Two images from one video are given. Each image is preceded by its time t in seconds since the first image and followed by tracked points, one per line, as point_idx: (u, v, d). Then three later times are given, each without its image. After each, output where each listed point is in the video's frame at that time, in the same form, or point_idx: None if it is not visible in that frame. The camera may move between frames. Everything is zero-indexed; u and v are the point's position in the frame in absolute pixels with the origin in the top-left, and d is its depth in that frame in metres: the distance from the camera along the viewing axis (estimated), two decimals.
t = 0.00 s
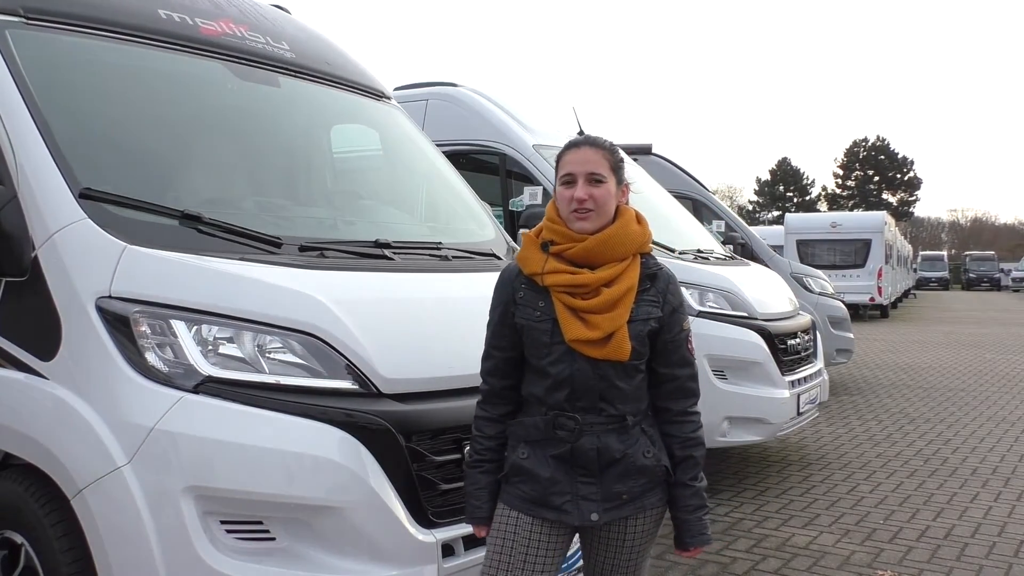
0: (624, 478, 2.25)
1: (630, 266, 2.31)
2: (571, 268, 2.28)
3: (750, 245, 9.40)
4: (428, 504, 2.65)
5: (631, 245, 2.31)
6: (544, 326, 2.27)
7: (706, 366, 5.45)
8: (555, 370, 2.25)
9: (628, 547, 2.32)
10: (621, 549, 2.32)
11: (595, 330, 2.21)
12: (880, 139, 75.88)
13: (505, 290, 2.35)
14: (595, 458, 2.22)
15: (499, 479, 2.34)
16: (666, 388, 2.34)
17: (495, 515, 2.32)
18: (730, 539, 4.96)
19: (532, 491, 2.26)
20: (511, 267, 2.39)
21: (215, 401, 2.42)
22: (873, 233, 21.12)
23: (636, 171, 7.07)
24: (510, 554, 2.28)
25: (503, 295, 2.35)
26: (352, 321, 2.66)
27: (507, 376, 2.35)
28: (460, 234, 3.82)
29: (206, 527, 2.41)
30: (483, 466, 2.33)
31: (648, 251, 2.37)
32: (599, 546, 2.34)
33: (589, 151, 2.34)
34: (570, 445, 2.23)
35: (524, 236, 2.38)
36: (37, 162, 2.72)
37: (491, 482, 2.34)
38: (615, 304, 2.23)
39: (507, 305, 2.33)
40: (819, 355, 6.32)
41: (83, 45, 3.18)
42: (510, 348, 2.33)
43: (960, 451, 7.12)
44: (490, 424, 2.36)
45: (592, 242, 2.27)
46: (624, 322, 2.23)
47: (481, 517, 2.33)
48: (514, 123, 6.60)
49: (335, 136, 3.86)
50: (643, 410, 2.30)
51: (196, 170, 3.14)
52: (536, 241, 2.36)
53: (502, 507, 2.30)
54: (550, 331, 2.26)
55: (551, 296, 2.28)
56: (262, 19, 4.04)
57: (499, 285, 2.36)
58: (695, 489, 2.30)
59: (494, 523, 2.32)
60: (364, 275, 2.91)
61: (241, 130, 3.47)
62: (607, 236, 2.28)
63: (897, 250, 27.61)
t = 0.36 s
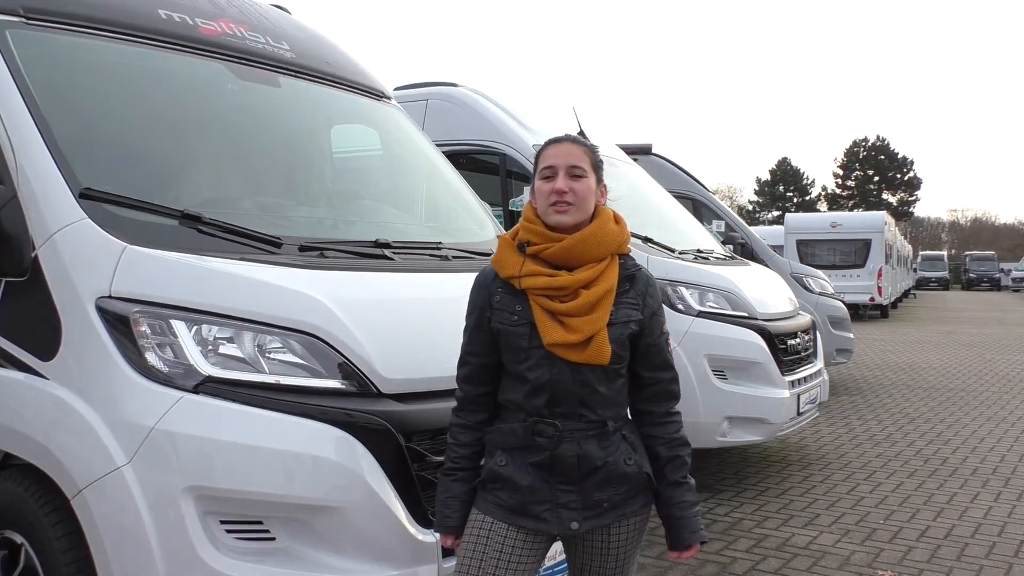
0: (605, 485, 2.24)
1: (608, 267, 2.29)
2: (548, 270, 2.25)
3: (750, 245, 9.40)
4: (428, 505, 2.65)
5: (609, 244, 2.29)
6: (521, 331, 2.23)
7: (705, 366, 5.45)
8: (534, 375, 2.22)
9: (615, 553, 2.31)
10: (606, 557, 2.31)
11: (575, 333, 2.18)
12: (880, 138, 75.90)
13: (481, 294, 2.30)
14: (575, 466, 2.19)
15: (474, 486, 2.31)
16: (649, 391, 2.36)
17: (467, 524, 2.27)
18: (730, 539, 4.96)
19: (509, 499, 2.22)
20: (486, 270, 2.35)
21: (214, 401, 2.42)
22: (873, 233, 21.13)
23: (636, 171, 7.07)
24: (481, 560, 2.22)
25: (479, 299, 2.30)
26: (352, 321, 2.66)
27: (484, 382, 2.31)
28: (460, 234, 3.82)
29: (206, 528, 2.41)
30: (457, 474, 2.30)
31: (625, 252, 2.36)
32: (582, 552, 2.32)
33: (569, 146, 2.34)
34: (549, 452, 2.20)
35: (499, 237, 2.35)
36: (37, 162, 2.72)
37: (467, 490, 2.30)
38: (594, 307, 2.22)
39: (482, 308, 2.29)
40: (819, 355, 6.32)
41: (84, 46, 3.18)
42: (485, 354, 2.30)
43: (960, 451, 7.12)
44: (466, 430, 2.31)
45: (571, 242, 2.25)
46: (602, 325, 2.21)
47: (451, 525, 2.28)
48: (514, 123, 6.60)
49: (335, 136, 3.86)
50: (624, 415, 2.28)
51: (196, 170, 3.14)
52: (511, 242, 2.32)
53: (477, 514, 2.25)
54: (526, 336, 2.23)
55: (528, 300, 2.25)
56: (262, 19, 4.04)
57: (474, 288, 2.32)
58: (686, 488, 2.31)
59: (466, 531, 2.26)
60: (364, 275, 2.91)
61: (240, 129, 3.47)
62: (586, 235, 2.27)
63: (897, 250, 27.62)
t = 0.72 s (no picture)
0: (588, 484, 2.23)
1: (588, 261, 2.29)
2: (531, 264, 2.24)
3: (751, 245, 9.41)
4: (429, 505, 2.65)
5: (590, 237, 2.29)
6: (500, 328, 2.23)
7: (706, 366, 5.45)
8: (516, 373, 2.21)
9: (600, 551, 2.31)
10: (591, 554, 2.31)
11: (560, 330, 2.18)
12: (880, 138, 75.91)
13: (459, 287, 2.29)
14: (559, 463, 2.19)
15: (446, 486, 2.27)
16: (633, 377, 2.40)
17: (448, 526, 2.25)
18: (730, 539, 4.96)
19: (493, 498, 2.19)
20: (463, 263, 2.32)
21: (214, 401, 2.42)
22: (873, 233, 21.13)
23: (636, 171, 7.07)
24: (464, 562, 2.21)
25: (456, 292, 2.29)
26: (352, 322, 2.66)
27: (455, 373, 2.31)
28: (460, 234, 3.82)
29: (206, 528, 2.41)
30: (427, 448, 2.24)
31: (603, 244, 2.36)
32: (567, 551, 2.32)
33: (549, 137, 2.33)
34: (533, 451, 2.19)
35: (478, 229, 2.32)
36: (37, 162, 2.72)
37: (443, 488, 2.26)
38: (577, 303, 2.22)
39: (458, 301, 2.28)
40: (819, 355, 6.32)
41: (83, 46, 3.18)
42: (459, 347, 2.29)
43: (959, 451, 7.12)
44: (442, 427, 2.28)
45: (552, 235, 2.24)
46: (586, 320, 2.22)
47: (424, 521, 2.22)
48: (514, 123, 6.60)
49: (335, 136, 3.86)
50: (606, 411, 2.29)
51: (195, 171, 3.14)
52: (490, 235, 2.30)
53: (459, 515, 2.23)
54: (506, 332, 2.22)
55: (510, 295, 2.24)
56: (262, 19, 4.04)
57: (452, 281, 2.29)
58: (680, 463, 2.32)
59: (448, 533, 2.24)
60: (365, 275, 2.91)
61: (239, 129, 3.47)
62: (568, 228, 2.25)
63: (897, 250, 27.63)
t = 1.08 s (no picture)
0: (599, 481, 2.24)
1: (597, 260, 2.29)
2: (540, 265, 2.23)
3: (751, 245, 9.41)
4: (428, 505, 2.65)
5: (597, 235, 2.29)
6: (513, 328, 2.22)
7: (705, 366, 5.45)
8: (529, 372, 2.21)
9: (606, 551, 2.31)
10: (598, 552, 2.31)
11: (571, 328, 2.18)
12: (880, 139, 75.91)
13: (470, 290, 2.28)
14: (572, 461, 2.20)
15: (465, 486, 2.29)
16: (635, 382, 2.34)
17: (461, 525, 2.27)
18: (730, 539, 4.96)
19: (506, 496, 2.21)
20: (474, 266, 2.32)
21: (214, 401, 2.42)
22: (873, 233, 21.13)
23: (636, 171, 7.06)
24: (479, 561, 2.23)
25: (467, 295, 2.28)
26: (352, 321, 2.66)
27: (472, 379, 2.30)
28: (459, 234, 3.82)
29: (206, 527, 2.41)
30: (448, 473, 2.27)
31: (611, 244, 2.35)
32: (576, 548, 2.32)
33: (540, 141, 2.32)
34: (545, 448, 2.20)
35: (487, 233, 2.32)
36: (37, 162, 2.72)
37: (459, 490, 2.28)
38: (588, 301, 2.21)
39: (470, 305, 2.27)
40: (819, 355, 6.32)
41: (83, 46, 3.18)
42: (473, 351, 2.28)
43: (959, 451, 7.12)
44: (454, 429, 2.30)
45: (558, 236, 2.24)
46: (597, 318, 2.21)
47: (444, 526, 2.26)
48: (514, 123, 6.60)
49: (335, 136, 3.86)
50: (617, 411, 2.29)
51: (195, 170, 3.14)
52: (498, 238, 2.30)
53: (474, 513, 2.25)
54: (520, 332, 2.22)
55: (521, 296, 2.23)
56: (261, 19, 4.04)
57: (464, 284, 2.29)
58: (663, 486, 2.31)
59: (460, 532, 2.26)
60: (365, 275, 2.91)
61: (240, 129, 3.47)
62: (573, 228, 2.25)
63: (897, 250, 27.63)
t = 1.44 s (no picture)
0: (626, 475, 2.24)
1: (622, 260, 2.29)
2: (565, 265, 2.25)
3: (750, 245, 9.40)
4: (428, 505, 2.66)
5: (622, 236, 2.29)
6: (541, 326, 2.24)
7: (706, 366, 5.45)
8: (557, 368, 2.23)
9: (627, 543, 2.31)
10: (618, 545, 2.31)
11: (596, 325, 2.19)
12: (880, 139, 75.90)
13: (498, 292, 2.31)
14: (599, 455, 2.21)
15: (497, 481, 2.32)
16: (660, 380, 2.33)
17: (494, 519, 2.29)
18: (730, 539, 4.96)
19: (533, 489, 2.23)
20: (503, 268, 2.35)
21: (215, 401, 2.42)
22: (872, 233, 21.12)
23: (636, 171, 7.06)
24: (512, 557, 2.27)
25: (496, 297, 2.31)
26: (352, 322, 2.66)
27: (502, 378, 2.32)
28: (460, 234, 3.82)
29: (206, 527, 2.41)
30: (479, 470, 2.31)
31: (637, 243, 2.35)
32: (597, 540, 2.33)
33: (563, 151, 2.32)
34: (573, 443, 2.21)
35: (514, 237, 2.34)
36: (38, 162, 2.72)
37: (490, 485, 2.31)
38: (612, 299, 2.22)
39: (500, 306, 2.30)
40: (819, 355, 6.32)
41: (83, 45, 3.18)
42: (504, 350, 2.30)
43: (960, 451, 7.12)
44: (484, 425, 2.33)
45: (583, 238, 2.24)
46: (622, 316, 2.21)
47: (478, 520, 2.30)
48: (514, 123, 6.60)
49: (335, 136, 3.86)
50: (643, 406, 2.29)
51: (196, 171, 3.14)
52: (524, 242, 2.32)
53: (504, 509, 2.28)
54: (547, 330, 2.24)
55: (548, 296, 2.25)
56: (261, 18, 4.04)
57: (492, 287, 2.32)
58: (693, 479, 2.28)
59: (493, 528, 2.30)
60: (366, 275, 2.91)
61: (240, 129, 3.47)
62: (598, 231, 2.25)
63: (897, 250, 27.63)
